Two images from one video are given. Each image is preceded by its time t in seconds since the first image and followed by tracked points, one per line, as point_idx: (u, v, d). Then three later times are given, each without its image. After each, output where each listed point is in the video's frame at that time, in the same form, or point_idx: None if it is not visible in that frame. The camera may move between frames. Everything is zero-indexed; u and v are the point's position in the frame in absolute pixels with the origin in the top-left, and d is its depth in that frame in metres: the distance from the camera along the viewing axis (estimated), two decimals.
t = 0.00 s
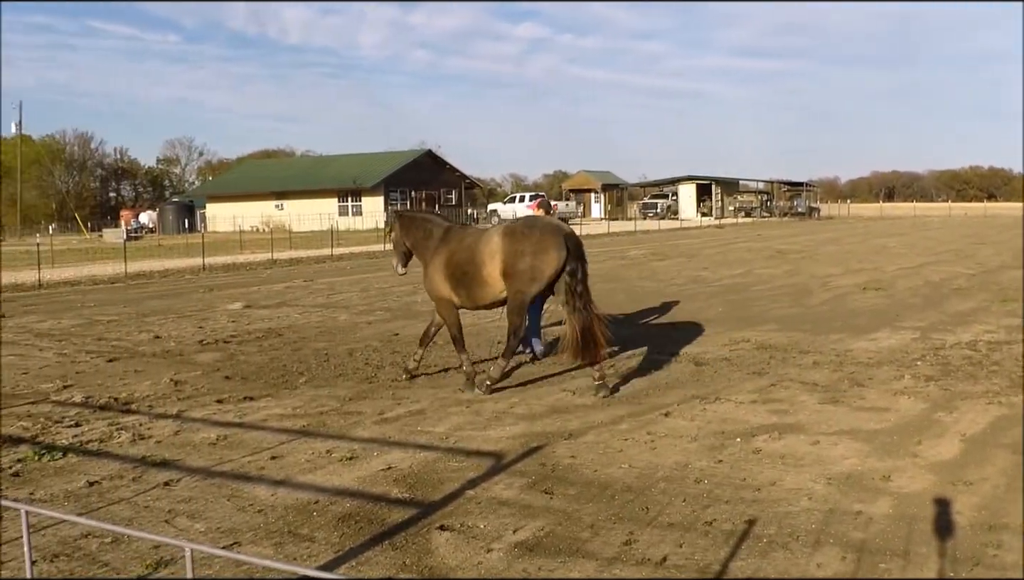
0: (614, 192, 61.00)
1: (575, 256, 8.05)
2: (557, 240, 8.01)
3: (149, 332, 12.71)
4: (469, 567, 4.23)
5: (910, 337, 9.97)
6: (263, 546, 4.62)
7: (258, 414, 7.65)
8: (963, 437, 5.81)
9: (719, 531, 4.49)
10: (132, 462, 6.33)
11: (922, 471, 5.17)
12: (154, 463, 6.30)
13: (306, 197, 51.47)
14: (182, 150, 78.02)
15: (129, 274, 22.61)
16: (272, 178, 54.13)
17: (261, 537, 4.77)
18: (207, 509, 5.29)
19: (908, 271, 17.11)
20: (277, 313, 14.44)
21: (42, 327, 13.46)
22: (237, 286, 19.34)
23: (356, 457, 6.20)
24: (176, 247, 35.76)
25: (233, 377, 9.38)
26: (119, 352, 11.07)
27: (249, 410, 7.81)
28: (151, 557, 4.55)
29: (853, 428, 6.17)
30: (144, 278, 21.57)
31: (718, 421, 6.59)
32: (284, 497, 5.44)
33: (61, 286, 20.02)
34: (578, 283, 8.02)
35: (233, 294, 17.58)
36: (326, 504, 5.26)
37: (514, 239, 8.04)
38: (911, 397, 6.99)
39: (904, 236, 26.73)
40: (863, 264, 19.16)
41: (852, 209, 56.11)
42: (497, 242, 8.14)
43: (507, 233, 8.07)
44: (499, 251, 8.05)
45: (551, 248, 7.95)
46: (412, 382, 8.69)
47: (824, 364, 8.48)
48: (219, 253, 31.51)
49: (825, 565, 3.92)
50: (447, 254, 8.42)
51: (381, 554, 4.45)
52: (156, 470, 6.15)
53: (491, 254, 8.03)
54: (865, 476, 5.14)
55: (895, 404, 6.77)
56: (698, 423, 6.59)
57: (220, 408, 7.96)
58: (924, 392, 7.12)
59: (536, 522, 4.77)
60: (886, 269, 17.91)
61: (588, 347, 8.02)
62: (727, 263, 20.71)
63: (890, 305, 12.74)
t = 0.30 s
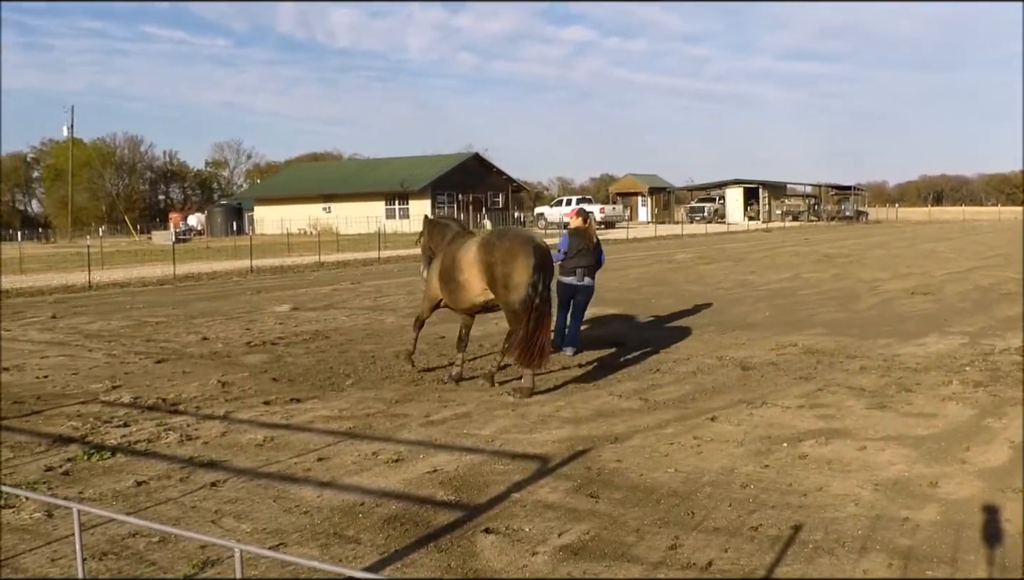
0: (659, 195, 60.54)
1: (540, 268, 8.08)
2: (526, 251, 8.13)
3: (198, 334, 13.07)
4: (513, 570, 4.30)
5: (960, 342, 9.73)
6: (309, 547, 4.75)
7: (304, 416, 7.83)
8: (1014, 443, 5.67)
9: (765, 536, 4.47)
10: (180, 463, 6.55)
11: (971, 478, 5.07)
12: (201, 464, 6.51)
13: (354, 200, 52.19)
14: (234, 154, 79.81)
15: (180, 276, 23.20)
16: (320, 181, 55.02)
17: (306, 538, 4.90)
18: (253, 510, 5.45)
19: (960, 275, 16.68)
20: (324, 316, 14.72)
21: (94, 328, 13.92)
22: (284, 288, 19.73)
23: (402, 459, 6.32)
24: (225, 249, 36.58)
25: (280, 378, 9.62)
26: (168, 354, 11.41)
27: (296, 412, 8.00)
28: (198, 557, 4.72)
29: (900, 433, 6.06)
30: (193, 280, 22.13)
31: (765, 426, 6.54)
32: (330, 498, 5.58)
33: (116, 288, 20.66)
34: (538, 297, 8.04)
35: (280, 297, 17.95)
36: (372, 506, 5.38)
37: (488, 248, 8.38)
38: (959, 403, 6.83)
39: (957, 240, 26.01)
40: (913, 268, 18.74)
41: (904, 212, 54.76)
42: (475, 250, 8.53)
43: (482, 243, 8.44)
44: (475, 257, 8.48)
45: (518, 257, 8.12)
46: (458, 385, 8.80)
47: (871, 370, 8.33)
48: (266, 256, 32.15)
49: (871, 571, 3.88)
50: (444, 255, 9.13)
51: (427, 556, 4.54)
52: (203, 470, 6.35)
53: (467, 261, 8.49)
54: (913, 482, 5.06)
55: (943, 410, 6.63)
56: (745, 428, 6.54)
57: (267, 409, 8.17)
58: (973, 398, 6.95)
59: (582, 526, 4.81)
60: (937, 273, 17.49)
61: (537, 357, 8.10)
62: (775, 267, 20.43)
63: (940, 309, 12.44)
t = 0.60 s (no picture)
0: (679, 200, 60.30)
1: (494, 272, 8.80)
2: (486, 258, 8.96)
3: (218, 338, 13.20)
4: (531, 575, 4.32)
5: (982, 347, 9.62)
6: (327, 551, 4.80)
7: (324, 420, 7.91)
8: None
9: (784, 542, 4.46)
10: (200, 466, 6.64)
11: (992, 484, 5.02)
12: (221, 467, 6.60)
13: (375, 205, 52.48)
14: (254, 158, 80.53)
15: (200, 281, 23.43)
16: (340, 186, 55.38)
17: (325, 542, 4.95)
18: (272, 514, 5.52)
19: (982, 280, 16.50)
20: (343, 320, 14.82)
21: (116, 332, 14.10)
22: (303, 292, 19.88)
23: (421, 464, 6.37)
24: (246, 254, 36.93)
25: (300, 382, 9.70)
26: (189, 358, 11.55)
27: (316, 416, 8.07)
28: (217, 561, 4.78)
29: (920, 439, 6.02)
30: (213, 285, 22.33)
31: (785, 431, 6.51)
32: (349, 502, 5.63)
33: (139, 292, 20.92)
34: (490, 297, 8.65)
35: (299, 301, 18.09)
36: (390, 510, 5.43)
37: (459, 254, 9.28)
38: (980, 409, 6.77)
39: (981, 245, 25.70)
40: (934, 274, 18.54)
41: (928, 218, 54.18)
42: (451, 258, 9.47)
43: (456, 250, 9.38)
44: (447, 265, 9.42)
45: (478, 262, 8.98)
46: (477, 389, 8.83)
47: (892, 375, 8.27)
48: (285, 260, 32.40)
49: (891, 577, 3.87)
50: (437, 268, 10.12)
51: (445, 561, 4.57)
52: (223, 474, 6.43)
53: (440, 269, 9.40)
54: (933, 488, 5.03)
55: (964, 415, 6.57)
56: (764, 433, 6.52)
57: (286, 413, 8.25)
58: (995, 404, 6.88)
59: (600, 531, 4.82)
60: (959, 278, 17.30)
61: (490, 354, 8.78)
62: (795, 272, 20.31)
63: (962, 315, 12.30)
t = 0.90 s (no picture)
0: (673, 203, 60.38)
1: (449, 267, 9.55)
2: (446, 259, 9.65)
3: (211, 341, 13.17)
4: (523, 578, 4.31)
5: (975, 350, 9.65)
6: (321, 554, 4.78)
7: (318, 423, 7.88)
8: None
9: (777, 544, 4.46)
10: (193, 470, 6.61)
11: (986, 486, 5.03)
12: (215, 470, 6.57)
13: (368, 208, 52.43)
14: (248, 161, 80.38)
15: (194, 284, 23.36)
16: (334, 189, 55.29)
17: (318, 545, 4.93)
18: (266, 517, 5.50)
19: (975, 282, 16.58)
20: (337, 323, 14.79)
21: (109, 335, 14.04)
22: (297, 296, 19.84)
23: (415, 466, 6.35)
24: (239, 256, 36.81)
25: (293, 386, 9.67)
26: (182, 361, 11.51)
27: (310, 419, 8.05)
28: (211, 564, 4.76)
29: (915, 442, 6.02)
30: (206, 288, 22.27)
31: (780, 434, 6.52)
32: (342, 505, 5.61)
33: (132, 295, 20.82)
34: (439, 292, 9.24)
35: (293, 304, 18.06)
36: (384, 513, 5.41)
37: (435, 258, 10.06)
38: (973, 411, 6.78)
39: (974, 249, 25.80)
40: (927, 276, 18.61)
41: (921, 221, 54.38)
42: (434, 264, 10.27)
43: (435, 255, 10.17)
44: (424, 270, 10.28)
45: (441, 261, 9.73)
46: (471, 393, 8.81)
47: (886, 378, 8.29)
48: (279, 263, 32.31)
49: None
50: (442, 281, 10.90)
51: (438, 564, 4.56)
52: (216, 477, 6.40)
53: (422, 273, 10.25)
54: (926, 491, 5.04)
55: (958, 418, 6.58)
56: (757, 436, 6.52)
57: (280, 416, 8.23)
58: (988, 407, 6.89)
59: (593, 534, 4.82)
60: (951, 281, 17.38)
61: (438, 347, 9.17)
62: (788, 275, 20.37)
63: (956, 318, 12.35)
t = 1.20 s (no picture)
0: (650, 205, 60.68)
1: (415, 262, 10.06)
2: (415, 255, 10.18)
3: (186, 343, 12.98)
4: None
5: (947, 350, 9.78)
6: (296, 557, 4.71)
7: (293, 425, 7.78)
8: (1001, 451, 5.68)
9: (753, 544, 4.47)
10: (168, 472, 6.49)
11: (960, 486, 5.08)
12: (190, 472, 6.47)
13: (344, 209, 52.09)
14: (222, 162, 79.56)
15: (167, 285, 23.03)
16: (310, 190, 54.88)
17: (294, 547, 4.86)
18: (241, 519, 5.41)
19: (946, 283, 16.83)
20: (313, 325, 14.65)
21: (82, 338, 13.79)
22: (273, 297, 19.65)
23: (391, 468, 6.29)
24: (214, 257, 36.36)
25: (269, 387, 9.55)
26: (157, 363, 11.32)
27: (285, 421, 7.95)
28: (186, 568, 4.67)
29: (889, 442, 6.08)
30: (181, 290, 21.97)
31: (755, 434, 6.54)
32: (318, 507, 5.54)
33: (106, 297, 20.48)
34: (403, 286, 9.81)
35: (269, 306, 17.86)
36: (360, 515, 5.34)
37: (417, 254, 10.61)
38: (947, 411, 6.86)
39: (945, 250, 26.19)
40: (900, 277, 18.86)
41: (893, 222, 55.14)
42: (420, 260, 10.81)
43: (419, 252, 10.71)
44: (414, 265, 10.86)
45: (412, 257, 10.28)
46: (447, 394, 8.76)
47: (861, 378, 8.37)
48: (255, 264, 31.97)
49: None
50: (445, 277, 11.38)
51: (414, 566, 4.50)
52: (192, 479, 6.30)
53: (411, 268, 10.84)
54: (901, 490, 5.08)
55: (932, 418, 6.65)
56: (733, 436, 6.55)
57: (255, 418, 8.11)
58: (961, 406, 6.97)
59: (570, 535, 4.79)
60: (924, 281, 17.62)
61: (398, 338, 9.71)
62: (763, 276, 20.53)
63: (928, 318, 12.51)
